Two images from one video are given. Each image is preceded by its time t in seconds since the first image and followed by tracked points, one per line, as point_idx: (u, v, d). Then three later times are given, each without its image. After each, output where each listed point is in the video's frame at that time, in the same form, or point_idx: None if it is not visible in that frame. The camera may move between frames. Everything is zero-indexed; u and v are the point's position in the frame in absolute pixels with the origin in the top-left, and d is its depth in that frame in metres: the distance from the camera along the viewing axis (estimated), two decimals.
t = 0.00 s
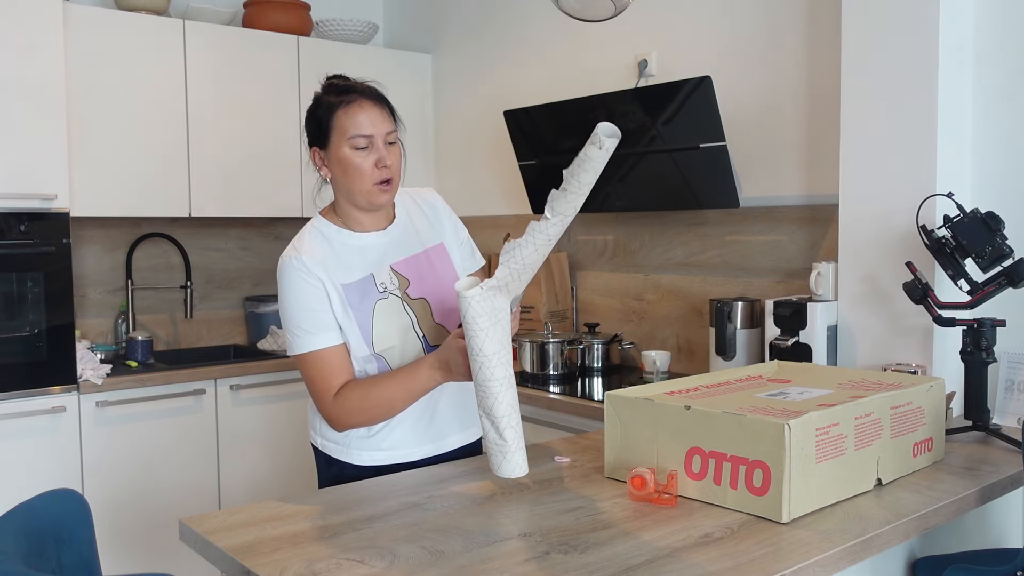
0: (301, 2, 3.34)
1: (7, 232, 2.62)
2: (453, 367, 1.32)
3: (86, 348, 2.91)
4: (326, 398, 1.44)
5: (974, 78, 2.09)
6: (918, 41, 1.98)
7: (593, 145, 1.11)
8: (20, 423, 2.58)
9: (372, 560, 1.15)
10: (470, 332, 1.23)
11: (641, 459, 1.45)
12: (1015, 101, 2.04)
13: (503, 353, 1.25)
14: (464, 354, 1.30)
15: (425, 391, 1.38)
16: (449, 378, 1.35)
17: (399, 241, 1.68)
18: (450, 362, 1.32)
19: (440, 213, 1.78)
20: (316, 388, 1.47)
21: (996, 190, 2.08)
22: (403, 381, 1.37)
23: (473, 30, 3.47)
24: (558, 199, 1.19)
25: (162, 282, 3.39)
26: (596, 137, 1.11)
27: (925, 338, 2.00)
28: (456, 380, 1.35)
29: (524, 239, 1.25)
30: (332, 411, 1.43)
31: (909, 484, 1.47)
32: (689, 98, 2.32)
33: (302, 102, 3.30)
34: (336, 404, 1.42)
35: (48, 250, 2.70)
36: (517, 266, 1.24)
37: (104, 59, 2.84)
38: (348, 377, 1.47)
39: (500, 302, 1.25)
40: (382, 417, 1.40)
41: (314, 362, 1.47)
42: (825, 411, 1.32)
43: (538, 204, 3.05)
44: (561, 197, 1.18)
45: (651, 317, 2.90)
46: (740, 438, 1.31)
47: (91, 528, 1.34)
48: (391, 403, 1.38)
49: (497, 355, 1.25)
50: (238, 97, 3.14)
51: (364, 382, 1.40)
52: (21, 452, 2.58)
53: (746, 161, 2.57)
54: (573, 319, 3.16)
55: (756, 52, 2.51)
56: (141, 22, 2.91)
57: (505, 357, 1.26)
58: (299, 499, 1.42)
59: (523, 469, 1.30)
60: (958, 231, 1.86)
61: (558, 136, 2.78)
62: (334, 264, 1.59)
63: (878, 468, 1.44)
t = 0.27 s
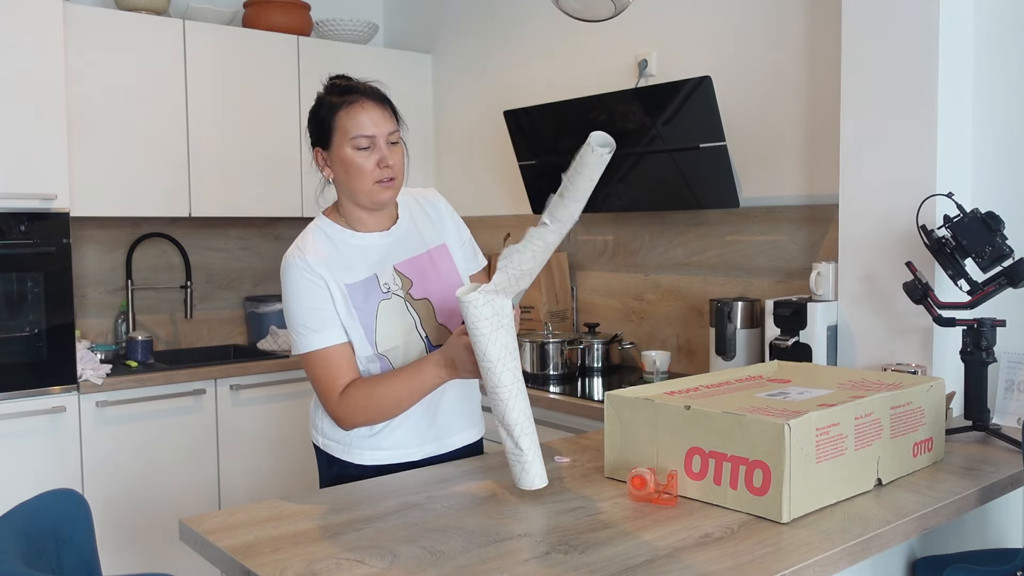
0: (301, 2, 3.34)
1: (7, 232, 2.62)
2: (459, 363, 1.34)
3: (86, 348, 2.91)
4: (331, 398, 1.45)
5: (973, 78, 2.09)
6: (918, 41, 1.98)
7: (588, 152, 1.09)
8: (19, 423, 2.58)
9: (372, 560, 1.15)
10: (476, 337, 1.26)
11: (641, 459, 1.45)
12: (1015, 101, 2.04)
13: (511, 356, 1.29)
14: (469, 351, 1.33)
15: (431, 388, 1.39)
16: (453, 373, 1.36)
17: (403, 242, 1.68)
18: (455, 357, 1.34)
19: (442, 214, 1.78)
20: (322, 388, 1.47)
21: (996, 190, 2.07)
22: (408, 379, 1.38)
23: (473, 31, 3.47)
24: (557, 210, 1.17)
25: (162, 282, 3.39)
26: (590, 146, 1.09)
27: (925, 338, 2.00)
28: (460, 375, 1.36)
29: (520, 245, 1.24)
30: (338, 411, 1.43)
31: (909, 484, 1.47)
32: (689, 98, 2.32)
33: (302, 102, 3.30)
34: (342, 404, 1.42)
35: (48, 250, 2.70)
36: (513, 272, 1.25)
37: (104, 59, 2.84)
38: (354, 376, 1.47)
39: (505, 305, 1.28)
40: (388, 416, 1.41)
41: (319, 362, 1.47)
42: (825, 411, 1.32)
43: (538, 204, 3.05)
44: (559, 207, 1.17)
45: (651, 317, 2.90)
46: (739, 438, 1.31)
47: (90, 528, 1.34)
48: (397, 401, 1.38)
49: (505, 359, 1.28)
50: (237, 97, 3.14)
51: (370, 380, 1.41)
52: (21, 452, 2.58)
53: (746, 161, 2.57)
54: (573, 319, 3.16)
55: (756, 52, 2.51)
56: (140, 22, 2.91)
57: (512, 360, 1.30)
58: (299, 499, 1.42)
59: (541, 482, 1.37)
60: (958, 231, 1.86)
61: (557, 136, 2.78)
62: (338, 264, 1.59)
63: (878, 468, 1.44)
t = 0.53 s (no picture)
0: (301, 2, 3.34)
1: (7, 232, 2.62)
2: (466, 356, 1.33)
3: (86, 348, 2.91)
4: (338, 396, 1.43)
5: (974, 77, 2.09)
6: (918, 41, 1.98)
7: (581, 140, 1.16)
8: (19, 423, 2.58)
9: (372, 560, 1.15)
10: (488, 346, 1.26)
11: (641, 459, 1.45)
12: (1015, 101, 2.04)
13: (522, 362, 1.30)
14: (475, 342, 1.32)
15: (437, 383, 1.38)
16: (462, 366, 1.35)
17: (404, 242, 1.68)
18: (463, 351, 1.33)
19: (442, 214, 1.78)
20: (328, 386, 1.45)
21: (997, 189, 2.07)
22: (416, 374, 1.36)
23: (473, 30, 3.48)
24: (548, 202, 1.24)
25: (162, 281, 3.39)
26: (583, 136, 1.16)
27: (925, 337, 2.00)
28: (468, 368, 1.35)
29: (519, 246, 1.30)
30: (346, 408, 1.41)
31: (909, 484, 1.47)
32: (689, 97, 2.32)
33: (302, 102, 3.30)
34: (350, 401, 1.40)
35: (48, 250, 2.70)
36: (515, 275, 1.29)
37: (104, 59, 2.84)
38: (360, 372, 1.45)
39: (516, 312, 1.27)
40: (396, 412, 1.39)
41: (325, 359, 1.46)
42: (825, 411, 1.32)
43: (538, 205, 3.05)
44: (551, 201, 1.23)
45: (651, 317, 2.90)
46: (739, 438, 1.31)
47: (90, 528, 1.34)
48: (405, 396, 1.37)
49: (517, 365, 1.29)
50: (238, 97, 3.14)
51: (376, 375, 1.39)
52: (21, 452, 2.58)
53: (746, 161, 2.57)
54: (573, 319, 3.16)
55: (756, 51, 2.51)
56: (140, 22, 2.91)
57: (524, 367, 1.30)
58: (299, 499, 1.42)
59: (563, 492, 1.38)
60: (958, 231, 1.86)
61: (557, 136, 2.79)
62: (340, 264, 1.58)
63: (878, 468, 1.44)
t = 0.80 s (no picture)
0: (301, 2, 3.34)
1: (7, 232, 2.61)
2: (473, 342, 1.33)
3: (86, 348, 2.91)
4: (348, 392, 1.41)
5: (973, 77, 2.09)
6: (918, 41, 1.98)
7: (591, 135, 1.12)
8: (20, 423, 2.58)
9: (372, 560, 1.15)
10: (503, 340, 1.28)
11: (641, 459, 1.45)
12: (1016, 101, 2.04)
13: (532, 357, 1.30)
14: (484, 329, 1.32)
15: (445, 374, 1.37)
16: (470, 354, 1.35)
17: (405, 241, 1.68)
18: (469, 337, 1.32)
19: (441, 214, 1.78)
20: (336, 382, 1.44)
21: (997, 189, 2.07)
22: (424, 365, 1.35)
23: (473, 30, 3.48)
24: (554, 198, 1.19)
25: (162, 281, 3.39)
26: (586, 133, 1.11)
27: (925, 337, 2.00)
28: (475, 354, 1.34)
29: (524, 241, 1.27)
30: (355, 402, 1.39)
31: (909, 484, 1.47)
32: (689, 97, 2.32)
33: (301, 102, 3.30)
34: (358, 395, 1.39)
35: (48, 250, 2.70)
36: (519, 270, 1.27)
37: (104, 59, 2.84)
38: (367, 367, 1.45)
39: (526, 309, 1.29)
40: (406, 405, 1.37)
41: (332, 354, 1.45)
42: (825, 411, 1.32)
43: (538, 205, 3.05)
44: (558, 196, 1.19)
45: (651, 317, 2.90)
46: (740, 438, 1.31)
47: (91, 528, 1.34)
48: (414, 387, 1.35)
49: (527, 360, 1.30)
50: (238, 98, 3.14)
51: (384, 368, 1.38)
52: (21, 452, 2.58)
53: (746, 161, 2.57)
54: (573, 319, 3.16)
55: (756, 51, 2.51)
56: (140, 22, 2.91)
57: (535, 364, 1.31)
58: (299, 499, 1.42)
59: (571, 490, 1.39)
60: (958, 231, 1.86)
61: (557, 136, 2.79)
62: (343, 262, 1.58)
63: (878, 468, 1.44)
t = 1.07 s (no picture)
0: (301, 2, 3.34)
1: (7, 232, 2.62)
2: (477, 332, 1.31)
3: (86, 348, 2.91)
4: (355, 388, 1.40)
5: (974, 76, 2.09)
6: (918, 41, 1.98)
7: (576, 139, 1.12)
8: (20, 423, 2.58)
9: (373, 560, 1.15)
10: (501, 343, 1.28)
11: (641, 459, 1.45)
12: (1016, 101, 2.04)
13: (529, 359, 1.30)
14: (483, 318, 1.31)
15: (451, 365, 1.35)
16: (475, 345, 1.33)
17: (407, 240, 1.68)
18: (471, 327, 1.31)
19: (441, 214, 1.79)
20: (342, 378, 1.43)
21: (997, 189, 2.07)
22: (427, 358, 1.33)
23: (473, 30, 3.48)
24: (548, 198, 1.19)
25: (161, 281, 3.39)
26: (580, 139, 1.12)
27: (925, 337, 2.00)
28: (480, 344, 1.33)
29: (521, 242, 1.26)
30: (362, 398, 1.39)
31: (909, 484, 1.47)
32: (689, 98, 2.33)
33: (302, 102, 3.30)
34: (366, 391, 1.38)
35: (48, 250, 2.70)
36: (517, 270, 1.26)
37: (104, 59, 2.84)
38: (372, 361, 1.43)
39: (524, 312, 1.29)
40: (413, 399, 1.36)
41: (336, 351, 1.44)
42: (825, 411, 1.32)
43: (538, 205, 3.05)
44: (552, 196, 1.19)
45: (651, 317, 2.90)
46: (739, 438, 1.31)
47: (91, 528, 1.34)
48: (418, 381, 1.34)
49: (523, 362, 1.30)
50: (238, 98, 3.14)
51: (388, 363, 1.36)
52: (21, 452, 2.58)
53: (746, 161, 2.57)
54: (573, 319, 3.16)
55: (757, 51, 2.51)
56: (140, 22, 2.91)
57: (533, 367, 1.31)
58: (299, 499, 1.42)
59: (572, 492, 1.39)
60: (958, 231, 1.86)
61: (557, 137, 2.79)
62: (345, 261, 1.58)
63: (878, 468, 1.44)
